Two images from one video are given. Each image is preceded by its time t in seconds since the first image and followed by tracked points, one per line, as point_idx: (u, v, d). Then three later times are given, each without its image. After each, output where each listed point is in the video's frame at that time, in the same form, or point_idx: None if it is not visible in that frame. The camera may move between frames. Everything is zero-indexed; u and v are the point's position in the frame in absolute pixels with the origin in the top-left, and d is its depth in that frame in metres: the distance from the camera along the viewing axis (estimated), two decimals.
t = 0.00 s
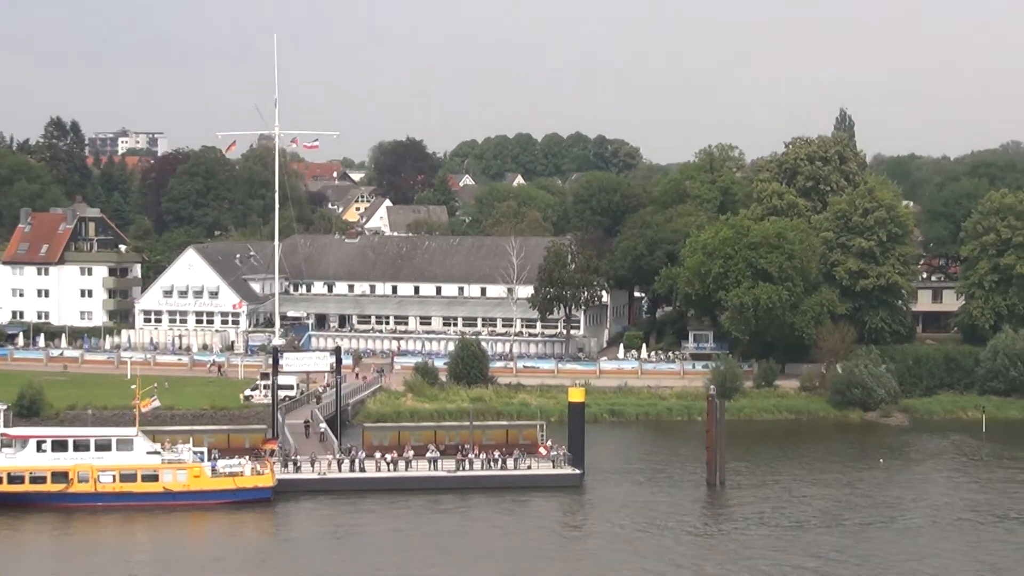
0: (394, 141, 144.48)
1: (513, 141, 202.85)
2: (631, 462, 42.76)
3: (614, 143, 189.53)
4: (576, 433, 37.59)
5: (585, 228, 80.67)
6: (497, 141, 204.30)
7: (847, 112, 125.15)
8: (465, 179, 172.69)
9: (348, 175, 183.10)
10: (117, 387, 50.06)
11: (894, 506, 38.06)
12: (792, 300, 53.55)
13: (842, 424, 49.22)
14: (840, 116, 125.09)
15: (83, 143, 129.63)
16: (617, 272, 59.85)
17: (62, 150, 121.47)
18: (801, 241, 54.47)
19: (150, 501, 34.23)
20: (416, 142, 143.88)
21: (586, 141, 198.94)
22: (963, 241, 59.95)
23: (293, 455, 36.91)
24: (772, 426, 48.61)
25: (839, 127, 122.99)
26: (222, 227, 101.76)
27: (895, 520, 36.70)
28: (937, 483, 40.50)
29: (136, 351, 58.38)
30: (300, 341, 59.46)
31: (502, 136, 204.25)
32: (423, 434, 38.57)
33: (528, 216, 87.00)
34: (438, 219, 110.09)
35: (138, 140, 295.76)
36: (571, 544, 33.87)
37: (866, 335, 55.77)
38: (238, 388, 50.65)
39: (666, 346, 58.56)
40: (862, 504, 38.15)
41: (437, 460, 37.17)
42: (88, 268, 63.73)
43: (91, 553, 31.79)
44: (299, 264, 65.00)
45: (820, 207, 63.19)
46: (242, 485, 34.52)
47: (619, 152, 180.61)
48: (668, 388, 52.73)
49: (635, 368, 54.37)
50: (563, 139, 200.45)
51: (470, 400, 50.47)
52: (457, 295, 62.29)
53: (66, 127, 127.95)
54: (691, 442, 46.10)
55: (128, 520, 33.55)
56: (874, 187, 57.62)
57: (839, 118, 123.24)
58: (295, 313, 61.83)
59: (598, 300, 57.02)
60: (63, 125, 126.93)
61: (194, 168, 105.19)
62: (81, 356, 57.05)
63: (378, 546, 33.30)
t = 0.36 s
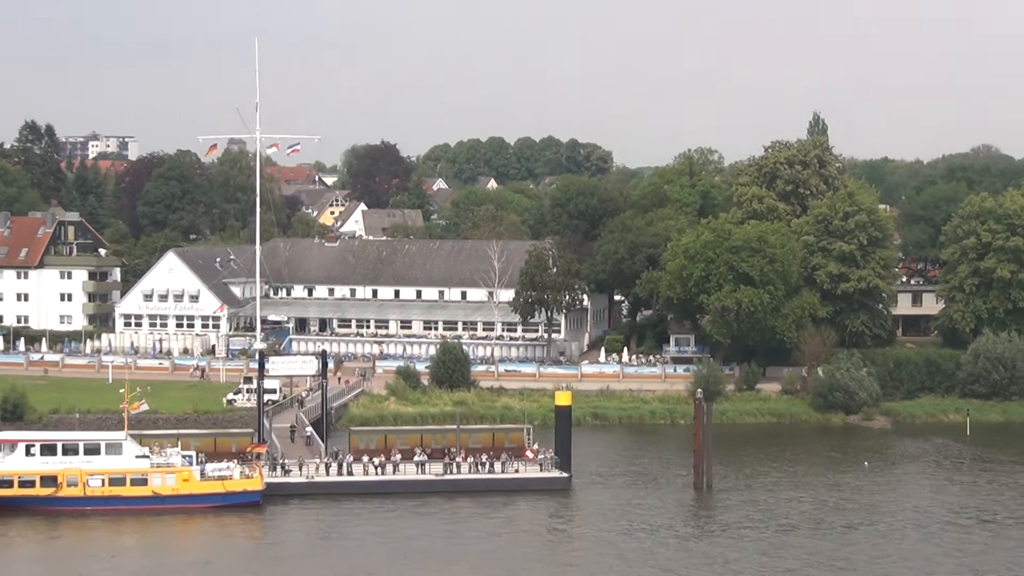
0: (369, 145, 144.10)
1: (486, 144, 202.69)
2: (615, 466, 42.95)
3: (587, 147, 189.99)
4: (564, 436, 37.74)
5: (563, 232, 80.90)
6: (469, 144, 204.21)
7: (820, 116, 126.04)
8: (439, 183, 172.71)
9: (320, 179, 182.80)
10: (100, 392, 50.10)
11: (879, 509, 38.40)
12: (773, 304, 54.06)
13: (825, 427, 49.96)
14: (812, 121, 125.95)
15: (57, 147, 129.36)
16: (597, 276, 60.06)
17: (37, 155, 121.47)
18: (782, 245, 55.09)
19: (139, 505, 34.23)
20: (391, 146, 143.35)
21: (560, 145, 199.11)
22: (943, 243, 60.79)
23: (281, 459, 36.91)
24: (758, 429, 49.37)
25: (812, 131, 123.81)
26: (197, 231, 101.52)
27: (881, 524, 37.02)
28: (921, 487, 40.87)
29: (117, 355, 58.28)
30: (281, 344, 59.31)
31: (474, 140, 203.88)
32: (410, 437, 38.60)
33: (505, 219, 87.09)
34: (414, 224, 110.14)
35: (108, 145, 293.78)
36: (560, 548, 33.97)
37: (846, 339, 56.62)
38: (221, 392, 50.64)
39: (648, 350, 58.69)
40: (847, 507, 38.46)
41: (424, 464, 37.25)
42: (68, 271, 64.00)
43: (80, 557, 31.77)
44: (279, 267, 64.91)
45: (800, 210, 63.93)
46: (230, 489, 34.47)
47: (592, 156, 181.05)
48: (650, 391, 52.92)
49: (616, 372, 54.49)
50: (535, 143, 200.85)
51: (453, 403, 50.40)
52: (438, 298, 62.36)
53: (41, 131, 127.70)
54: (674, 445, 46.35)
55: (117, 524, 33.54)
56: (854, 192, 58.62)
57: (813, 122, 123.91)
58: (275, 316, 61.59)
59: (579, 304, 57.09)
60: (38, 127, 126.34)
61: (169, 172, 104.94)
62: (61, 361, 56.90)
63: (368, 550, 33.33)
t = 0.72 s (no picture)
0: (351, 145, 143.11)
1: (466, 145, 202.45)
2: (608, 467, 43.09)
3: (567, 148, 190.25)
4: (559, 437, 37.86)
5: (549, 233, 81.03)
6: (449, 146, 204.14)
7: (802, 119, 126.65)
8: (421, 185, 172.70)
9: (301, 179, 182.58)
10: (91, 394, 50.05)
11: (873, 511, 38.62)
12: (763, 305, 54.31)
13: (816, 429, 50.39)
14: (794, 122, 126.48)
15: (38, 147, 128.94)
16: (586, 278, 60.35)
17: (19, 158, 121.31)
18: (771, 246, 55.37)
19: (136, 506, 34.24)
20: (374, 147, 143.00)
21: (541, 146, 199.25)
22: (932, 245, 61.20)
23: (276, 460, 36.90)
24: (751, 429, 49.89)
25: (794, 133, 124.30)
26: (181, 233, 101.29)
27: (875, 525, 37.25)
28: (913, 488, 41.11)
29: (106, 357, 58.21)
30: (270, 346, 59.28)
31: (453, 141, 203.15)
32: (405, 439, 38.55)
33: (491, 221, 87.15)
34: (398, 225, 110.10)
35: (85, 146, 292.44)
36: (558, 550, 34.07)
37: (836, 340, 57.00)
38: (212, 393, 50.63)
39: (637, 351, 58.93)
40: (841, 508, 38.67)
41: (420, 465, 37.28)
42: (55, 272, 63.97)
43: (78, 559, 31.78)
44: (267, 269, 64.84)
45: (787, 211, 64.28)
46: (228, 490, 34.46)
47: (573, 158, 181.27)
48: (641, 393, 53.10)
49: (605, 374, 54.59)
50: (516, 144, 201.08)
51: (445, 405, 50.38)
52: (426, 300, 62.37)
53: (22, 131, 127.22)
54: (665, 447, 46.51)
55: (114, 525, 33.55)
56: (843, 194, 59.10)
57: (795, 124, 124.34)
58: (264, 318, 61.46)
59: (568, 305, 57.04)
60: (20, 128, 125.95)
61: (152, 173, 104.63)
62: (50, 362, 56.82)
63: (366, 551, 33.38)
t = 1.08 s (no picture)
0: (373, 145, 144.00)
1: (485, 144, 202.54)
2: (640, 465, 43.11)
3: (587, 147, 190.22)
4: (594, 436, 37.85)
5: (573, 232, 81.03)
6: (468, 145, 204.26)
7: (822, 116, 126.56)
8: (441, 183, 172.85)
9: (321, 178, 182.83)
10: (122, 393, 50.24)
11: (908, 509, 38.55)
12: (792, 304, 54.22)
13: (846, 427, 50.30)
14: (815, 120, 126.33)
15: (61, 145, 129.40)
16: (614, 277, 60.35)
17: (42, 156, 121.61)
18: (799, 245, 55.26)
19: (173, 504, 34.36)
20: (394, 147, 143.09)
21: (560, 145, 199.23)
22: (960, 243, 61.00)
23: (313, 458, 37.04)
24: (781, 427, 49.85)
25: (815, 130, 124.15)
26: (204, 231, 101.54)
27: (910, 523, 37.20)
28: (946, 487, 41.04)
29: (135, 355, 58.39)
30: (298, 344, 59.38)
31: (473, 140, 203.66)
32: (438, 437, 38.62)
33: (515, 219, 87.17)
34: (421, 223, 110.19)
35: (104, 144, 293.18)
36: (593, 549, 34.04)
37: (864, 339, 56.90)
38: (242, 391, 50.77)
39: (665, 349, 58.93)
40: (875, 507, 38.61)
41: (455, 463, 37.33)
42: (83, 271, 64.00)
43: (116, 558, 31.88)
44: (294, 267, 64.93)
45: (814, 210, 64.20)
46: (264, 488, 34.62)
47: (592, 156, 181.22)
48: (669, 391, 53.09)
49: (633, 372, 54.62)
50: (535, 143, 201.13)
51: (474, 403, 50.46)
52: (454, 299, 62.40)
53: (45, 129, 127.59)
54: (695, 445, 46.50)
55: (152, 523, 33.68)
56: (870, 193, 59.01)
57: (816, 122, 124.19)
58: (292, 316, 61.67)
59: (596, 304, 57.07)
60: (43, 127, 126.41)
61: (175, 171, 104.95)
62: (79, 361, 57.04)
63: (402, 550, 33.40)
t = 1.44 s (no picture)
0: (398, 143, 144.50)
1: (508, 140, 202.49)
2: (674, 462, 43.09)
3: (610, 143, 190.08)
4: (630, 432, 37.85)
5: (600, 229, 80.98)
6: (491, 142, 204.29)
7: (847, 115, 126.32)
8: (465, 180, 172.90)
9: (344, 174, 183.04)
10: (155, 389, 50.33)
11: (945, 507, 38.45)
12: (823, 301, 54.09)
13: (878, 424, 50.17)
14: (840, 119, 126.02)
15: (88, 142, 130.02)
16: (645, 274, 60.30)
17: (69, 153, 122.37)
18: (831, 243, 55.09)
19: (212, 500, 34.51)
20: (419, 144, 143.06)
21: (583, 142, 199.08)
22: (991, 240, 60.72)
23: (350, 454, 37.18)
24: (813, 424, 49.77)
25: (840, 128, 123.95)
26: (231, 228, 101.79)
27: (947, 520, 37.13)
28: (982, 484, 40.94)
29: (166, 351, 58.59)
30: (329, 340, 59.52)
31: (496, 137, 203.70)
32: (474, 433, 38.68)
33: (542, 215, 87.13)
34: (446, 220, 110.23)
35: (126, 141, 293.90)
36: (630, 545, 34.03)
37: (895, 336, 56.70)
38: (274, 387, 50.89)
39: (695, 346, 58.89)
40: (912, 504, 38.54)
41: (492, 460, 37.38)
42: (114, 267, 64.29)
43: (156, 554, 32.02)
44: (324, 264, 65.04)
45: (844, 207, 64.03)
46: (303, 484, 34.86)
47: (615, 153, 181.09)
48: (701, 388, 53.05)
49: (665, 369, 54.61)
50: (558, 140, 201.06)
51: (507, 399, 50.50)
52: (484, 295, 62.38)
53: (72, 126, 128.33)
54: (728, 442, 46.45)
55: (191, 519, 33.83)
56: (902, 190, 58.77)
57: (841, 120, 123.95)
58: (323, 312, 61.89)
59: (627, 301, 57.05)
60: (69, 124, 126.85)
61: (201, 168, 105.22)
62: (111, 357, 57.23)
63: (440, 546, 33.46)
